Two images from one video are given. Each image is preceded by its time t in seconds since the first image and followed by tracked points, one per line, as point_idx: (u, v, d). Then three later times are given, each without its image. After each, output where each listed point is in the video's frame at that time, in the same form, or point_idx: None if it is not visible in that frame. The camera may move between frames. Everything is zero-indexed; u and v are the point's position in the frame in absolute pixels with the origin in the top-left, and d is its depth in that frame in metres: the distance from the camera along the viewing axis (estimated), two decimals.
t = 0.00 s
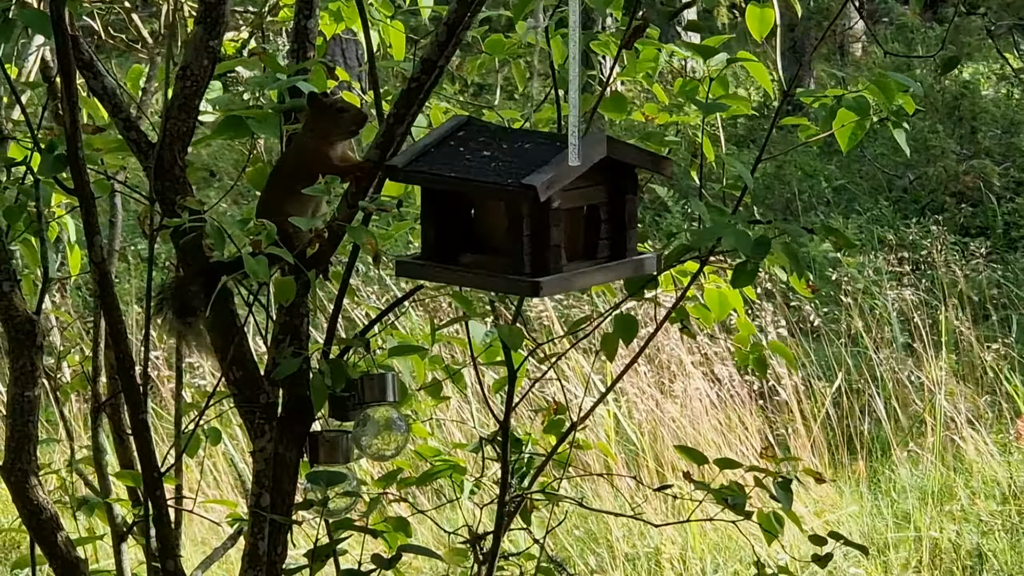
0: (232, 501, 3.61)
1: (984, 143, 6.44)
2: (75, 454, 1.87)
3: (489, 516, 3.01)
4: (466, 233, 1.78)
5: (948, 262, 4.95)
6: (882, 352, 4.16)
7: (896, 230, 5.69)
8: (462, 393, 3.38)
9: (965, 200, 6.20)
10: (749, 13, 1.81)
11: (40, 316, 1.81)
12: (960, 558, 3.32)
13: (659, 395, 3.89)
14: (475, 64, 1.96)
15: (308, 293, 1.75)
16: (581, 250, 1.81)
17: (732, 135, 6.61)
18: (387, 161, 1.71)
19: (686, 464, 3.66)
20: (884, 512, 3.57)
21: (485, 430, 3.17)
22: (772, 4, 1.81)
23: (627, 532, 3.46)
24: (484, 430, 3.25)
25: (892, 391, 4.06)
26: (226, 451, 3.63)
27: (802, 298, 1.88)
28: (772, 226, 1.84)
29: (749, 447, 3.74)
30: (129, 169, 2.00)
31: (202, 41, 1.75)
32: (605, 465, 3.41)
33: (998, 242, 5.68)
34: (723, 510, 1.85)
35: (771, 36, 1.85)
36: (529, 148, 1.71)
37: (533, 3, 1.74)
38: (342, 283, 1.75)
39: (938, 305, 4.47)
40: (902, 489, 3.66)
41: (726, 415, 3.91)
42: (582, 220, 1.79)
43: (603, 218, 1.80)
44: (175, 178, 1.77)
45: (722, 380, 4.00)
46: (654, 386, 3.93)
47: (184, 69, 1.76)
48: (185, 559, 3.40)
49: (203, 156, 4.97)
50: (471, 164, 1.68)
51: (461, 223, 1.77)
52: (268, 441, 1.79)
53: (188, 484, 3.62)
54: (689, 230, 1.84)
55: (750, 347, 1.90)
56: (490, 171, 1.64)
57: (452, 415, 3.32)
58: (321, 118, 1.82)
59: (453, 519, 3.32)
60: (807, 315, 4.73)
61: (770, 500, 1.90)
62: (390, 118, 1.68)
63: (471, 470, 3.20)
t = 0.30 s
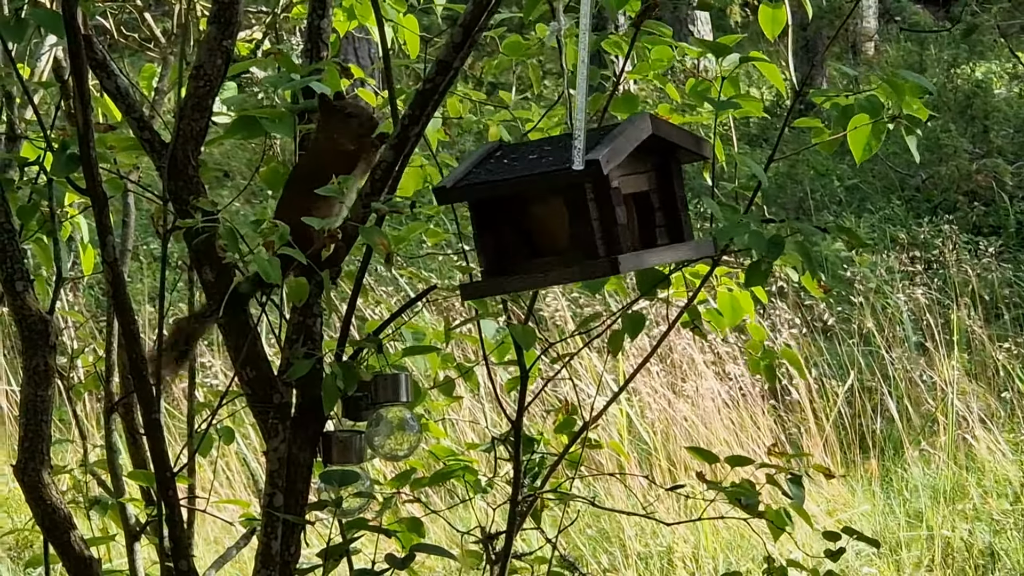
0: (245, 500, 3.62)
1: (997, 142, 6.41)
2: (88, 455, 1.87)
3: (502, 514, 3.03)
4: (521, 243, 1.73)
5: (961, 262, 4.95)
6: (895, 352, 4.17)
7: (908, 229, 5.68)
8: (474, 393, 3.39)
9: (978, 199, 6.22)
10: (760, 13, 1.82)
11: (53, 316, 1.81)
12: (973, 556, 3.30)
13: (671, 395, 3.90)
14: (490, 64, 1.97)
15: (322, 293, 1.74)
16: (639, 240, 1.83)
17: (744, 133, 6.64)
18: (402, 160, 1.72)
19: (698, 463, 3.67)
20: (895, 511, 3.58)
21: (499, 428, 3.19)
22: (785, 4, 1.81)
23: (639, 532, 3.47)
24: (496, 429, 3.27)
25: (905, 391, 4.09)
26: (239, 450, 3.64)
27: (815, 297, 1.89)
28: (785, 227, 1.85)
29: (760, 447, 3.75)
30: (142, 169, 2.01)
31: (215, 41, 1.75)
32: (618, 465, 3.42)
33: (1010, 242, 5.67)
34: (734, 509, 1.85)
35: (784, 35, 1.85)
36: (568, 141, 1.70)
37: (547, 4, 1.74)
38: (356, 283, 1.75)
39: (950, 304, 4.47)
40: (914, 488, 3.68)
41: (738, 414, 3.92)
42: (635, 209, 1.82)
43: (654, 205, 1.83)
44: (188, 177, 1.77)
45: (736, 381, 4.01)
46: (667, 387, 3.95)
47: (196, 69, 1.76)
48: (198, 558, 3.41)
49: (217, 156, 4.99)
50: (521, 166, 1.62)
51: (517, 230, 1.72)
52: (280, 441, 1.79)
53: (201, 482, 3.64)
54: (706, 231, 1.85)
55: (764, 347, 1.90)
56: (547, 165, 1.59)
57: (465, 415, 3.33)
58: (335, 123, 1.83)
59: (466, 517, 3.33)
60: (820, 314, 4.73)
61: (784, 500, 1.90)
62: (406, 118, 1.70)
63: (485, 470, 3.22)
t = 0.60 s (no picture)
0: (256, 499, 3.62)
1: (1007, 140, 6.41)
2: (97, 454, 1.87)
3: (513, 514, 3.02)
4: (508, 234, 1.66)
5: (973, 260, 4.94)
6: (906, 351, 4.16)
7: (919, 227, 5.68)
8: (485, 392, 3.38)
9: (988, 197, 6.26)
10: (767, 10, 1.81)
11: (62, 316, 1.81)
12: (984, 556, 3.33)
13: (681, 393, 3.91)
14: (500, 64, 1.97)
15: (332, 292, 1.74)
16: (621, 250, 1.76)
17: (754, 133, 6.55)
18: (412, 160, 1.73)
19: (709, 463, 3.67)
20: (907, 510, 3.58)
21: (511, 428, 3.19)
22: None
23: (649, 532, 3.44)
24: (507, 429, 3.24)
25: (915, 389, 4.07)
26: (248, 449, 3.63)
27: (823, 296, 1.89)
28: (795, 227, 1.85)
29: (771, 446, 3.75)
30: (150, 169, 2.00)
31: (225, 41, 1.75)
32: (629, 465, 3.39)
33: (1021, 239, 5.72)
34: (744, 510, 1.85)
35: (791, 32, 1.84)
36: (574, 144, 1.65)
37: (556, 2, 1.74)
38: (367, 283, 1.75)
39: (961, 303, 4.47)
40: (925, 487, 3.67)
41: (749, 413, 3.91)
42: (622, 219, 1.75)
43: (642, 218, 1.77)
44: (198, 177, 1.77)
45: (747, 380, 4.01)
46: (677, 386, 3.94)
47: (207, 68, 1.76)
48: (208, 557, 3.41)
49: (226, 155, 4.98)
50: (529, 161, 1.60)
51: (506, 222, 1.65)
52: (291, 441, 1.78)
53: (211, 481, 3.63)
54: (715, 230, 1.85)
55: (774, 345, 1.90)
56: (559, 166, 1.57)
57: (476, 415, 3.32)
58: (344, 122, 1.80)
59: (478, 516, 3.33)
60: (831, 312, 4.72)
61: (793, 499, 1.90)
62: (418, 118, 1.71)
63: (495, 470, 3.20)
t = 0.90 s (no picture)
0: (272, 499, 3.62)
1: None
2: (113, 453, 1.87)
3: (529, 513, 3.02)
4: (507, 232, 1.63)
5: (989, 260, 4.93)
6: (923, 351, 4.16)
7: (935, 227, 5.67)
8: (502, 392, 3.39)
9: (1004, 197, 6.23)
10: (786, 9, 1.81)
11: (79, 316, 1.81)
12: (1000, 555, 3.35)
13: (697, 394, 3.91)
14: (518, 64, 1.98)
15: (349, 293, 1.73)
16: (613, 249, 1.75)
17: (772, 133, 6.53)
18: (428, 159, 1.72)
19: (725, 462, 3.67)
20: (923, 509, 3.59)
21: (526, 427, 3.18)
22: None
23: (664, 532, 3.43)
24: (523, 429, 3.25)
25: (932, 389, 4.07)
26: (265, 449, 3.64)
27: (839, 295, 1.88)
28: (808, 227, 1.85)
29: (787, 445, 3.75)
30: (168, 169, 2.00)
31: (240, 40, 1.74)
32: (645, 464, 3.41)
33: None
34: (762, 508, 1.84)
35: (809, 32, 1.84)
36: (580, 147, 1.63)
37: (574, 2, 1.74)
38: (383, 282, 1.75)
39: (977, 303, 4.46)
40: (941, 487, 3.67)
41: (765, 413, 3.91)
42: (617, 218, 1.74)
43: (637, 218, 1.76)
44: (215, 177, 1.76)
45: (764, 380, 4.00)
46: (694, 386, 3.95)
47: (223, 68, 1.75)
48: (223, 556, 3.41)
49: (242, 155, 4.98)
50: (538, 162, 1.57)
51: (508, 220, 1.62)
52: (308, 440, 1.77)
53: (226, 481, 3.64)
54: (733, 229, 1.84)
55: (791, 345, 1.90)
56: (572, 171, 1.54)
57: (493, 415, 3.33)
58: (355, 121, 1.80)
59: (493, 516, 3.32)
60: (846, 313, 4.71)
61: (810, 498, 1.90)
62: (432, 117, 1.70)
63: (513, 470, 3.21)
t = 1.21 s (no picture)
0: (296, 498, 3.63)
1: None
2: (137, 453, 1.87)
3: (553, 511, 3.04)
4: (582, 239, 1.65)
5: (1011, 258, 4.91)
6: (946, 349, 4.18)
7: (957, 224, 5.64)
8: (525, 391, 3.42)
9: None
10: (800, 4, 1.80)
11: (104, 316, 1.81)
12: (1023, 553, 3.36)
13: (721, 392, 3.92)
14: (541, 61, 1.99)
15: (375, 291, 1.73)
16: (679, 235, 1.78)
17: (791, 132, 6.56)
18: (454, 158, 1.72)
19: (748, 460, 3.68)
20: (946, 507, 3.60)
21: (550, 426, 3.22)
22: None
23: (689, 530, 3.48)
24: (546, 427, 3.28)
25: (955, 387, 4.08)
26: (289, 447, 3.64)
27: (860, 292, 1.88)
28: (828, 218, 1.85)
29: (809, 444, 3.76)
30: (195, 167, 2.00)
31: (265, 39, 1.74)
32: (669, 461, 3.47)
33: None
34: (784, 506, 1.85)
35: (826, 27, 1.83)
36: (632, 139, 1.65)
37: None
38: (408, 281, 1.75)
39: (1000, 301, 4.44)
40: (964, 484, 3.68)
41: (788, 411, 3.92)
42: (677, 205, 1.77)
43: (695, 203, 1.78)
44: (240, 176, 1.76)
45: (787, 378, 4.01)
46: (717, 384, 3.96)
47: (247, 66, 1.75)
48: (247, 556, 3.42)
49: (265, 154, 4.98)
50: (600, 161, 1.59)
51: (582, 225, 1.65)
52: (333, 439, 1.78)
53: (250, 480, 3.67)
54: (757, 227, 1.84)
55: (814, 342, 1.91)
56: (638, 161, 1.57)
57: (517, 413, 3.35)
58: (381, 118, 1.78)
59: (518, 515, 3.35)
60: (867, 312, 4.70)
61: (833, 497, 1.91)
62: (458, 115, 1.70)
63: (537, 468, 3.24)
